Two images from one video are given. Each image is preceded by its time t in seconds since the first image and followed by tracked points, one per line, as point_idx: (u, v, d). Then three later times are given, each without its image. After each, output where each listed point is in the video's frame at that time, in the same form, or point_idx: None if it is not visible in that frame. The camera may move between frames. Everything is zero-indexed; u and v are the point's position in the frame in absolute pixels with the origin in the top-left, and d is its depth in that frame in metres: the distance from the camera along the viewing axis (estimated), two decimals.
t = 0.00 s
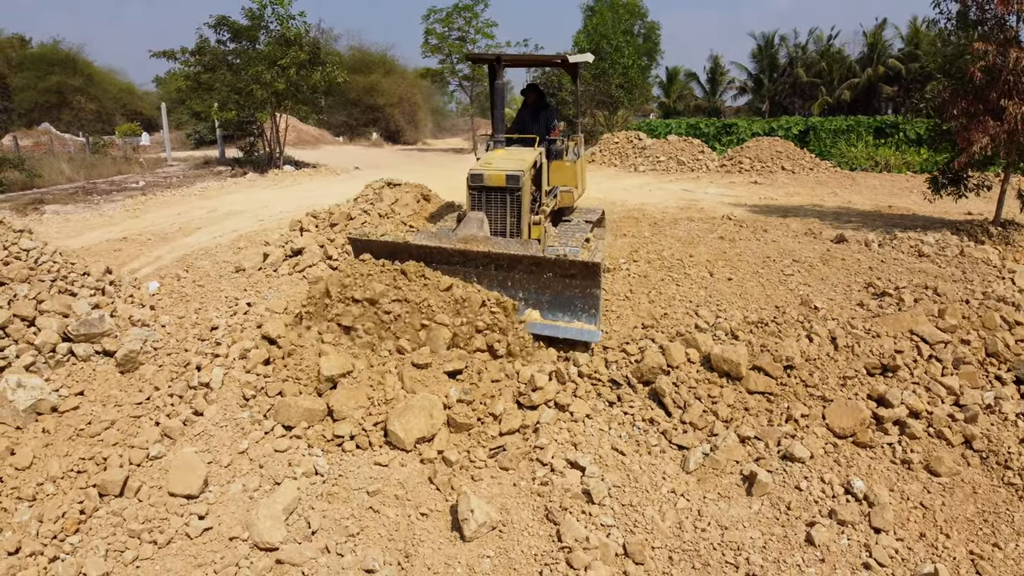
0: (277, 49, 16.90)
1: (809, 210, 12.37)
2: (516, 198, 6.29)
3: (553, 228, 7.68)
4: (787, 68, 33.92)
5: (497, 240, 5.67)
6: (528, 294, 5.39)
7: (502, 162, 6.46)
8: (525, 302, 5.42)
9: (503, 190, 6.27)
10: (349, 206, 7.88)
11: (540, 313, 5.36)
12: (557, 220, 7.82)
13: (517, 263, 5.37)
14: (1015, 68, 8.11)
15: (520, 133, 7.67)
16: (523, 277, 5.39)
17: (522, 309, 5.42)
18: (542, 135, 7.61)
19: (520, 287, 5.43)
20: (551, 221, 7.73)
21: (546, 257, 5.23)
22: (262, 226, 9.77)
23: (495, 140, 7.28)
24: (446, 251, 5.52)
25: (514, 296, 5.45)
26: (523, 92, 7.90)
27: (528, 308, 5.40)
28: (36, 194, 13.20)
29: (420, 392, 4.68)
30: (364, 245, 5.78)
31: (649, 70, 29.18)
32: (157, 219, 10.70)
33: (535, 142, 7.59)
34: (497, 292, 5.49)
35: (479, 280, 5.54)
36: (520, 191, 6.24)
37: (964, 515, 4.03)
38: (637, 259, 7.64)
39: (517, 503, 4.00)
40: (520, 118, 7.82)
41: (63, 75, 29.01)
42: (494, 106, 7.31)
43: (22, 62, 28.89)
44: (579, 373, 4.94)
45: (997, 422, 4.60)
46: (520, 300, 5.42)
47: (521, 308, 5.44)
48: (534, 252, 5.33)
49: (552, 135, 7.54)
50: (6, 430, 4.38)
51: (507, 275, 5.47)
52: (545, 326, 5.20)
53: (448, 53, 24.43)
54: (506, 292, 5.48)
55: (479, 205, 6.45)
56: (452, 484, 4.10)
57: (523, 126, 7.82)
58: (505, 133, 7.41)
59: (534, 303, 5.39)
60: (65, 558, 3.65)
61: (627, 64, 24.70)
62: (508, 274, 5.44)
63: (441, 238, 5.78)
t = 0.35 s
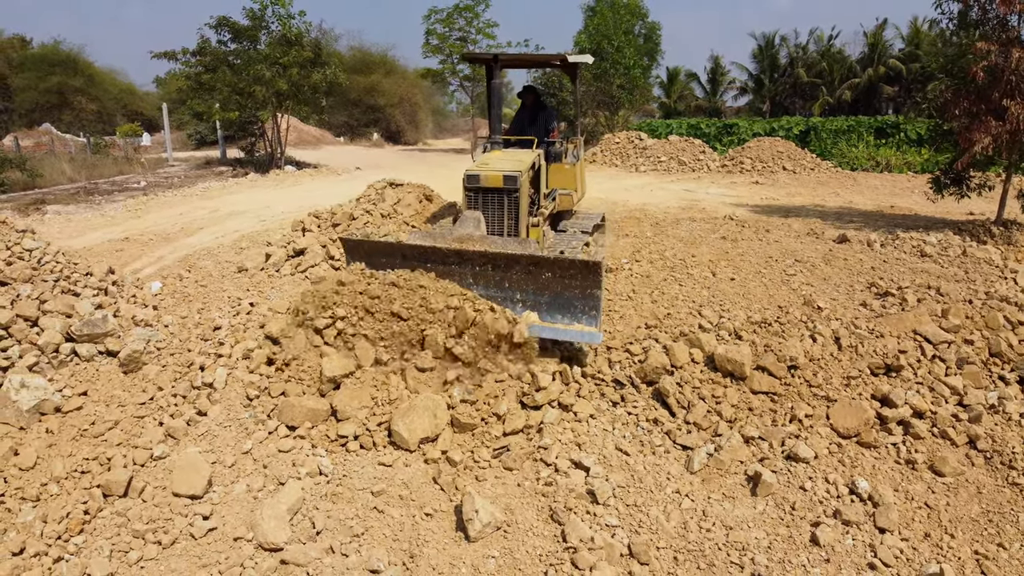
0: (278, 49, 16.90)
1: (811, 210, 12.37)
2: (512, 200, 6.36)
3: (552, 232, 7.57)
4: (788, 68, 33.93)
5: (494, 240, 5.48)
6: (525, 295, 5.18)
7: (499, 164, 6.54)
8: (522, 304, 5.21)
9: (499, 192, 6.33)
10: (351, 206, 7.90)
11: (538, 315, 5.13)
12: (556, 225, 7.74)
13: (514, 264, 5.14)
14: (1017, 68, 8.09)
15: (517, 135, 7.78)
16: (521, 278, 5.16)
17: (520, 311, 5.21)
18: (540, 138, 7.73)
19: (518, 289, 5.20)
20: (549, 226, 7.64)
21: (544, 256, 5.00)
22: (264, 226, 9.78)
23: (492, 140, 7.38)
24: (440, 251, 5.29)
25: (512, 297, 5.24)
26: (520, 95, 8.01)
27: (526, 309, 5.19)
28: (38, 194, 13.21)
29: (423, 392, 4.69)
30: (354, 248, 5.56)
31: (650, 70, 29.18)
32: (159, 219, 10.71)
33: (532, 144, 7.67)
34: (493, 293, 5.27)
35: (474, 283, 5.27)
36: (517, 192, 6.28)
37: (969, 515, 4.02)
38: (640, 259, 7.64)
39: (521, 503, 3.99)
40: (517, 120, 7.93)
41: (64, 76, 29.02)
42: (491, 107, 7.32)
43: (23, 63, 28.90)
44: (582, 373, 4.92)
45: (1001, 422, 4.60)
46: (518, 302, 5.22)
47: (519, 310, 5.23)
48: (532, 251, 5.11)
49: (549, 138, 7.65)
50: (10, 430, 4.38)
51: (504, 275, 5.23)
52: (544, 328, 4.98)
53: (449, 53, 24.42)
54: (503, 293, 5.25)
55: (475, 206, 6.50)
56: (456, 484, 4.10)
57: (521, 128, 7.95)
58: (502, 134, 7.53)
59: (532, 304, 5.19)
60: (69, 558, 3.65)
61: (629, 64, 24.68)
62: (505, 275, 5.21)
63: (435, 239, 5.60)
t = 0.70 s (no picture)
0: (279, 50, 16.89)
1: (812, 211, 12.37)
2: (508, 204, 6.39)
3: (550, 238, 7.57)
4: (789, 69, 33.93)
5: (490, 243, 5.51)
6: (521, 302, 5.00)
7: (495, 168, 6.55)
8: (518, 312, 5.03)
9: (495, 197, 6.35)
10: (353, 207, 7.90)
11: (534, 323, 4.97)
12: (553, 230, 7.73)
13: (511, 270, 4.97)
14: (1020, 68, 8.06)
15: (515, 137, 7.90)
16: (517, 284, 4.98)
17: (515, 319, 5.03)
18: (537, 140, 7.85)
19: (514, 296, 5.02)
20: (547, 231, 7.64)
21: (542, 262, 4.83)
22: (265, 226, 9.78)
23: (489, 143, 7.29)
24: (433, 255, 5.10)
25: (507, 305, 5.05)
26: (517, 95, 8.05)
27: (522, 318, 5.02)
28: (40, 194, 13.23)
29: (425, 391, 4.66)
30: (346, 250, 5.43)
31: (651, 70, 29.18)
32: (161, 220, 10.72)
33: (530, 147, 7.78)
34: (488, 300, 5.09)
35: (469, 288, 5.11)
36: (513, 197, 6.31)
37: (973, 517, 4.00)
38: (642, 260, 7.64)
39: (524, 505, 3.98)
40: (515, 122, 8.02)
41: (65, 76, 29.01)
42: (488, 108, 7.31)
43: (24, 63, 28.89)
44: (585, 375, 4.92)
45: (1005, 424, 4.59)
46: (513, 309, 5.03)
47: (514, 318, 5.04)
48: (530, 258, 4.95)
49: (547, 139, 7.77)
50: (11, 431, 4.37)
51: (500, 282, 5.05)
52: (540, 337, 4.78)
53: (450, 53, 24.42)
54: (498, 300, 5.08)
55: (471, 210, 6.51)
56: (459, 486, 4.09)
57: (518, 131, 8.06)
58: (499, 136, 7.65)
59: (529, 313, 5.01)
60: (71, 561, 3.65)
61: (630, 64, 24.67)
62: (500, 282, 5.03)
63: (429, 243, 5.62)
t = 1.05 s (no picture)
0: (279, 49, 16.88)
1: (813, 211, 12.35)
2: (501, 208, 6.39)
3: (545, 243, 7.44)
4: (789, 69, 33.91)
5: (482, 240, 5.64)
6: (515, 302, 4.76)
7: (489, 171, 6.55)
8: (512, 312, 4.78)
9: (489, 201, 6.36)
10: (353, 207, 7.90)
11: (528, 324, 4.72)
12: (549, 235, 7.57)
13: (505, 267, 4.74)
14: (1021, 67, 8.03)
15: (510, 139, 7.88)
16: (511, 282, 4.76)
17: (508, 320, 4.78)
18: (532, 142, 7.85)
19: (508, 295, 4.79)
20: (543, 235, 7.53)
21: (537, 258, 4.60)
22: (265, 226, 9.77)
23: (483, 145, 7.38)
24: (423, 253, 4.84)
25: (501, 304, 4.82)
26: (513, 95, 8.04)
27: (516, 318, 4.77)
28: (40, 194, 13.23)
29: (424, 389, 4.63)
30: (332, 249, 5.16)
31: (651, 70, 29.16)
32: (160, 220, 10.72)
33: (526, 149, 7.78)
34: (481, 299, 4.86)
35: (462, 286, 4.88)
36: (506, 201, 6.30)
37: (975, 518, 3.98)
38: (642, 259, 7.62)
39: (525, 506, 3.97)
40: (510, 124, 8.02)
41: (65, 76, 29.01)
42: (482, 108, 7.26)
43: (24, 63, 28.89)
44: (585, 375, 4.90)
45: (1006, 424, 4.57)
46: (507, 309, 4.78)
47: (507, 318, 4.80)
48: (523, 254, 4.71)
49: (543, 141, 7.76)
50: (9, 432, 4.36)
51: (493, 280, 4.82)
52: (534, 337, 4.56)
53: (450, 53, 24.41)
54: (491, 300, 4.84)
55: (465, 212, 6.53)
56: (459, 486, 4.07)
57: (513, 133, 8.04)
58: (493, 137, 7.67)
59: (523, 313, 4.77)
60: (69, 561, 3.63)
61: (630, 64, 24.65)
62: (493, 280, 4.80)
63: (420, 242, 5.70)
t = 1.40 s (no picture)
0: (279, 49, 16.88)
1: (813, 210, 12.33)
2: (497, 209, 6.41)
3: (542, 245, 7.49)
4: (790, 69, 33.90)
5: (476, 232, 5.67)
6: (511, 295, 4.70)
7: (485, 172, 6.54)
8: (506, 306, 4.71)
9: (485, 202, 6.36)
10: (353, 206, 7.89)
11: (524, 318, 4.65)
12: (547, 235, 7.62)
13: (500, 260, 4.66)
14: (1022, 66, 8.02)
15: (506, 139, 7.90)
16: (507, 275, 4.69)
17: (503, 314, 4.71)
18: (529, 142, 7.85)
19: (503, 288, 4.72)
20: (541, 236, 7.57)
21: (533, 249, 4.52)
22: (264, 226, 9.74)
23: (480, 145, 7.39)
24: (417, 247, 4.76)
25: (495, 298, 4.74)
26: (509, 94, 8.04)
27: (510, 312, 4.70)
28: (39, 194, 13.20)
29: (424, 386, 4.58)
30: (322, 245, 5.02)
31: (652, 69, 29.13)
32: (160, 220, 10.69)
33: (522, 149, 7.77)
34: (475, 294, 4.78)
35: (456, 280, 4.79)
36: (502, 202, 6.31)
37: (976, 517, 3.97)
38: (642, 259, 7.59)
39: (525, 505, 3.95)
40: (507, 123, 8.03)
41: (65, 77, 29.01)
42: (478, 108, 7.25)
43: (24, 63, 28.90)
44: (585, 374, 4.87)
45: (1007, 423, 4.56)
46: (501, 303, 4.71)
47: (502, 313, 4.73)
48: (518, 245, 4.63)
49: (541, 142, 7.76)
50: (8, 431, 4.35)
51: (488, 273, 4.74)
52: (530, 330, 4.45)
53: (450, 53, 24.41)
54: (486, 294, 4.76)
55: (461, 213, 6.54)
56: (459, 485, 4.06)
57: (510, 132, 8.04)
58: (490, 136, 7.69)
59: (518, 306, 4.70)
60: (68, 561, 3.62)
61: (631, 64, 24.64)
62: (488, 274, 4.73)
63: (412, 235, 5.66)
